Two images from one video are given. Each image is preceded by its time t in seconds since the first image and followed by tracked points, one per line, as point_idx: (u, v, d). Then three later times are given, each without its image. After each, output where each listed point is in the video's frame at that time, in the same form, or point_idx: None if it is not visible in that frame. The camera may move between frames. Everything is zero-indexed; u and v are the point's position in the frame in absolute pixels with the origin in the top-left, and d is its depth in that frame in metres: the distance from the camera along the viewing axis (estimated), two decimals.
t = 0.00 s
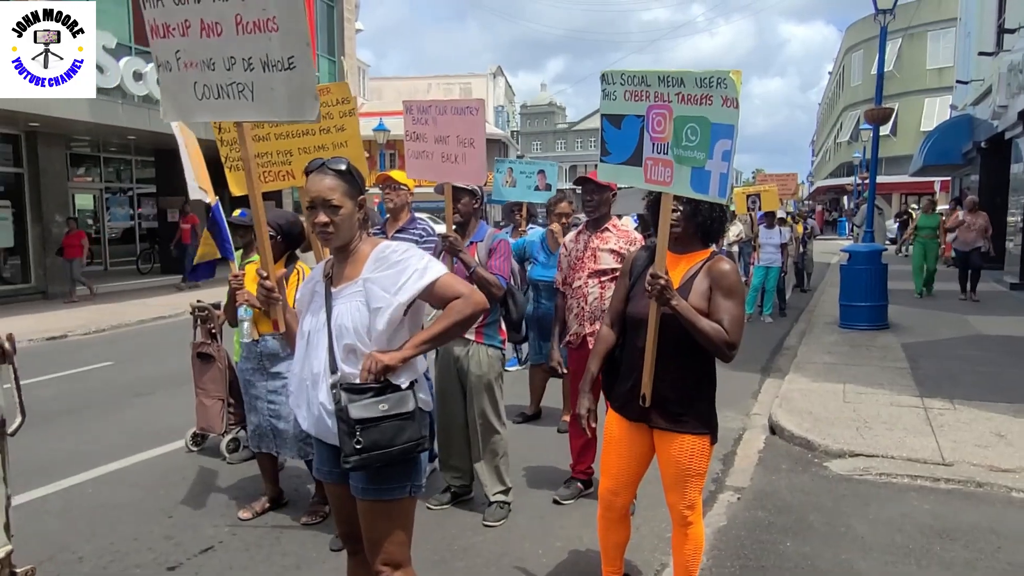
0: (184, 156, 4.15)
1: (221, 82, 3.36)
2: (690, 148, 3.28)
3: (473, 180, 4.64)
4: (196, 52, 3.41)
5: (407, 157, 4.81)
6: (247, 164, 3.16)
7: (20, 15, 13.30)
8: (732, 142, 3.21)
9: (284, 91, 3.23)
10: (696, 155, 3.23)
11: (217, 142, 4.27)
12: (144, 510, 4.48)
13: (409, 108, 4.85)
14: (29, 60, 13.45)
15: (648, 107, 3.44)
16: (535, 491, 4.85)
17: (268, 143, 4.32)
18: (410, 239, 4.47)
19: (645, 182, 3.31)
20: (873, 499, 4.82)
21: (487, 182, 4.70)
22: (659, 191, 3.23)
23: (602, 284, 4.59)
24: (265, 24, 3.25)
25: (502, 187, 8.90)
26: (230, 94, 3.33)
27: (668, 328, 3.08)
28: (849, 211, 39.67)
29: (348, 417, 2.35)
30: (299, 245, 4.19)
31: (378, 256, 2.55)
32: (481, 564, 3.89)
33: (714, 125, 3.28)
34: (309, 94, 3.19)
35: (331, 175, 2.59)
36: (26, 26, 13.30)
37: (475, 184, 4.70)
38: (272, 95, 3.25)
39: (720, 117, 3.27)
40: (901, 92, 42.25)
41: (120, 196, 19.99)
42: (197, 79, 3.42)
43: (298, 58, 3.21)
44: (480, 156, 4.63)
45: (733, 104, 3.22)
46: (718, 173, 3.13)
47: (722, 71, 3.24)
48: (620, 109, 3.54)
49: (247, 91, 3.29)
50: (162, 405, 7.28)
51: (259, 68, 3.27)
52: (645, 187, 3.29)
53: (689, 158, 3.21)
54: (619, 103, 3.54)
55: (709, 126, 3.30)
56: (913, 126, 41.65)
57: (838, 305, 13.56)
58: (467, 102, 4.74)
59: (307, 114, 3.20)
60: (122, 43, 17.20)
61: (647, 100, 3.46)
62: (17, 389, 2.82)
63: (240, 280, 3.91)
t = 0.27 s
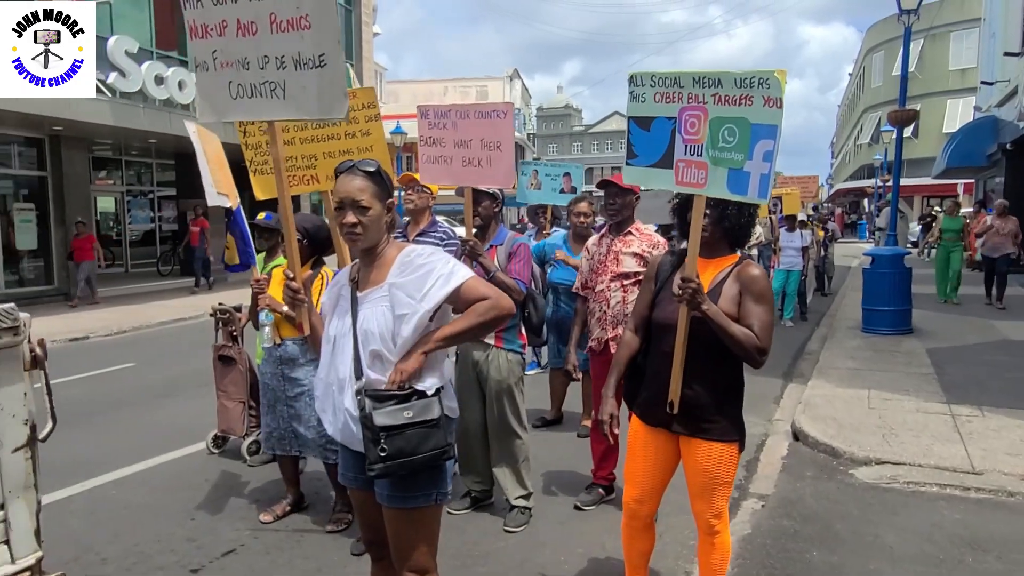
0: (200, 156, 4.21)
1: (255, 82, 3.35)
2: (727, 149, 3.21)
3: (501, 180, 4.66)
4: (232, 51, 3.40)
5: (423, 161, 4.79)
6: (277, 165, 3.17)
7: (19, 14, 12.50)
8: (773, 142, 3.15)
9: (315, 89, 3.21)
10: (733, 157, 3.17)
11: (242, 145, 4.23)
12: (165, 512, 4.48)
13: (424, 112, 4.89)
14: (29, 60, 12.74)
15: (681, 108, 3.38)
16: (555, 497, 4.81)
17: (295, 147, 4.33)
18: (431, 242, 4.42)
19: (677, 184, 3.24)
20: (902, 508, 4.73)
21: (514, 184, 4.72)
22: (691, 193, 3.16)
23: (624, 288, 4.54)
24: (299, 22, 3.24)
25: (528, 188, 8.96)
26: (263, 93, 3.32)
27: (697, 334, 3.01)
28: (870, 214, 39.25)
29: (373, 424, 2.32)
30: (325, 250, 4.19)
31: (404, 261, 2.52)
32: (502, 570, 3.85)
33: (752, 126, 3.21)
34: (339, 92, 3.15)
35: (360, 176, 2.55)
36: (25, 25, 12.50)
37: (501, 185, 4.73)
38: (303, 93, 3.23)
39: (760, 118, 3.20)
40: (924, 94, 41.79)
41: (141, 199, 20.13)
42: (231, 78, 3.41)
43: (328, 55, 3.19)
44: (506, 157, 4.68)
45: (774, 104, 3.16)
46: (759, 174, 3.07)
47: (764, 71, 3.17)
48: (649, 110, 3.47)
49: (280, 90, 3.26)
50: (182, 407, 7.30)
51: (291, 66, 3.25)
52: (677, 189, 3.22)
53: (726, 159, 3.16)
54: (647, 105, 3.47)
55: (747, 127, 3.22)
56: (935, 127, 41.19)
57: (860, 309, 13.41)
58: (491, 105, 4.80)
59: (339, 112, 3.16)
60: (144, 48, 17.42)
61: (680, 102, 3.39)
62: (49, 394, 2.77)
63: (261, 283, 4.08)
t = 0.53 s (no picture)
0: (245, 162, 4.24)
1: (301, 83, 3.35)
2: (768, 151, 3.14)
3: (531, 180, 4.55)
4: (281, 54, 3.41)
5: (450, 166, 4.85)
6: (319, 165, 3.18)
7: (20, 15, 12.18)
8: (817, 146, 3.07)
9: (361, 92, 3.22)
10: (775, 159, 3.10)
11: (274, 148, 4.29)
12: (195, 512, 4.51)
13: (453, 117, 4.89)
14: (30, 60, 12.37)
15: (720, 108, 3.29)
16: (583, 501, 4.77)
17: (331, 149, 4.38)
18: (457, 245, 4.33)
19: (715, 185, 3.17)
20: (937, 516, 4.63)
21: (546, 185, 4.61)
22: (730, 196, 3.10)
23: (653, 291, 4.49)
24: (348, 25, 3.24)
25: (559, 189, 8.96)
26: (309, 95, 3.32)
27: (734, 337, 2.97)
28: (897, 217, 38.71)
29: (409, 427, 2.31)
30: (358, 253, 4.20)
31: (439, 263, 2.52)
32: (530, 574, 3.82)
33: (796, 127, 3.12)
34: (384, 94, 3.15)
35: (399, 178, 2.56)
36: (26, 26, 12.14)
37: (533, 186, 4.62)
38: (348, 96, 3.24)
39: (804, 120, 3.11)
40: (953, 94, 41.16)
41: (167, 202, 20.38)
42: (279, 80, 3.41)
43: (376, 58, 3.18)
44: (536, 157, 4.62)
45: (820, 105, 3.06)
46: (802, 177, 3.00)
47: (810, 71, 3.08)
48: (687, 110, 3.38)
49: (327, 94, 3.28)
50: (209, 407, 7.36)
51: (339, 69, 3.26)
52: (715, 191, 3.16)
53: (767, 161, 3.09)
54: (686, 105, 3.38)
55: (790, 128, 3.14)
56: (964, 128, 40.62)
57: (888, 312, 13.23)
58: (522, 107, 4.74)
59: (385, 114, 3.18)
60: (171, 53, 17.78)
61: (719, 101, 3.30)
62: (95, 396, 2.76)
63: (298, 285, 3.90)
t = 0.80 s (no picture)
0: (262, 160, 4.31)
1: (331, 81, 3.34)
2: (807, 145, 3.08)
3: (549, 181, 4.59)
4: (311, 50, 3.40)
5: (466, 170, 4.86)
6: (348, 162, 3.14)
7: (21, 15, 12.59)
8: (864, 141, 3.02)
9: (394, 89, 3.22)
10: (816, 154, 3.06)
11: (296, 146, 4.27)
12: (216, 511, 4.52)
13: (466, 121, 4.90)
14: (29, 60, 12.66)
15: (751, 101, 3.21)
16: (603, 503, 4.74)
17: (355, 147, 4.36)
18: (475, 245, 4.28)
19: (745, 181, 3.13)
20: (963, 520, 4.56)
21: (563, 185, 4.64)
22: (764, 190, 3.06)
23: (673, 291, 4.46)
24: (382, 23, 3.23)
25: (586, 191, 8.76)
26: (339, 92, 3.32)
27: (762, 333, 2.93)
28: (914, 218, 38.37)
29: (432, 423, 2.30)
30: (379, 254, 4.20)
31: (464, 262, 2.50)
32: None
33: (839, 122, 3.06)
34: (417, 92, 3.18)
35: (418, 181, 2.48)
36: (26, 26, 12.55)
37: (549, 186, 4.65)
38: (381, 94, 3.24)
39: (848, 114, 3.05)
40: (972, 95, 40.76)
41: (184, 204, 20.50)
42: (308, 77, 3.40)
43: (410, 55, 3.18)
44: (554, 157, 4.61)
45: (867, 101, 3.00)
46: (846, 174, 2.97)
47: (856, 65, 3.02)
48: (712, 102, 3.28)
49: (357, 91, 3.27)
50: (227, 407, 7.39)
51: (371, 66, 3.26)
52: (746, 186, 3.12)
53: (807, 156, 3.04)
54: (711, 96, 3.27)
55: (832, 122, 3.07)
56: (982, 130, 40.24)
57: (907, 314, 13.11)
58: (537, 106, 4.70)
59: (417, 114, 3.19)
60: (189, 56, 17.96)
61: (750, 93, 3.21)
62: (126, 392, 2.76)
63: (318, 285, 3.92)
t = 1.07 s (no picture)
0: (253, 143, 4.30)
1: (338, 81, 3.35)
2: (843, 142, 3.07)
3: (553, 180, 4.58)
4: (317, 51, 3.39)
5: (476, 171, 4.85)
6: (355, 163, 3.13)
7: (20, 15, 12.46)
8: (902, 137, 3.03)
9: (399, 92, 3.23)
10: (852, 150, 3.06)
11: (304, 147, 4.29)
12: (224, 511, 4.53)
13: (477, 121, 4.87)
14: (30, 60, 12.53)
15: (780, 99, 3.15)
16: (610, 504, 4.73)
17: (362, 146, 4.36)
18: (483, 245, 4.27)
19: (773, 178, 3.09)
20: (973, 522, 4.54)
21: (569, 184, 4.63)
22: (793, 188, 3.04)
23: (683, 291, 4.44)
24: (387, 24, 3.21)
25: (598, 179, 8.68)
26: (345, 94, 3.33)
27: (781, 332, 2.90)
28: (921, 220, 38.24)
29: (441, 429, 2.30)
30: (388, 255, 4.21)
31: (471, 270, 2.50)
32: None
33: (876, 119, 3.05)
34: (423, 95, 3.19)
35: (420, 196, 2.43)
36: (26, 26, 12.40)
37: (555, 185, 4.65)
38: (387, 95, 3.25)
39: (884, 112, 3.05)
40: (979, 96, 40.62)
41: (191, 206, 20.58)
42: (314, 79, 3.41)
43: (416, 58, 3.19)
44: (560, 155, 4.57)
45: (907, 99, 3.00)
46: (885, 169, 3.00)
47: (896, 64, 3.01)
48: (737, 99, 3.20)
49: (364, 93, 3.28)
50: (235, 408, 7.41)
51: (376, 67, 3.26)
52: (774, 184, 3.07)
53: (842, 152, 3.05)
54: (737, 92, 3.19)
55: (869, 120, 3.06)
56: (988, 131, 40.13)
57: (914, 315, 13.08)
58: (544, 105, 4.66)
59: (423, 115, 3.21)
60: (195, 58, 18.01)
61: (779, 91, 3.15)
62: (138, 391, 2.77)
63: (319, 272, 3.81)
